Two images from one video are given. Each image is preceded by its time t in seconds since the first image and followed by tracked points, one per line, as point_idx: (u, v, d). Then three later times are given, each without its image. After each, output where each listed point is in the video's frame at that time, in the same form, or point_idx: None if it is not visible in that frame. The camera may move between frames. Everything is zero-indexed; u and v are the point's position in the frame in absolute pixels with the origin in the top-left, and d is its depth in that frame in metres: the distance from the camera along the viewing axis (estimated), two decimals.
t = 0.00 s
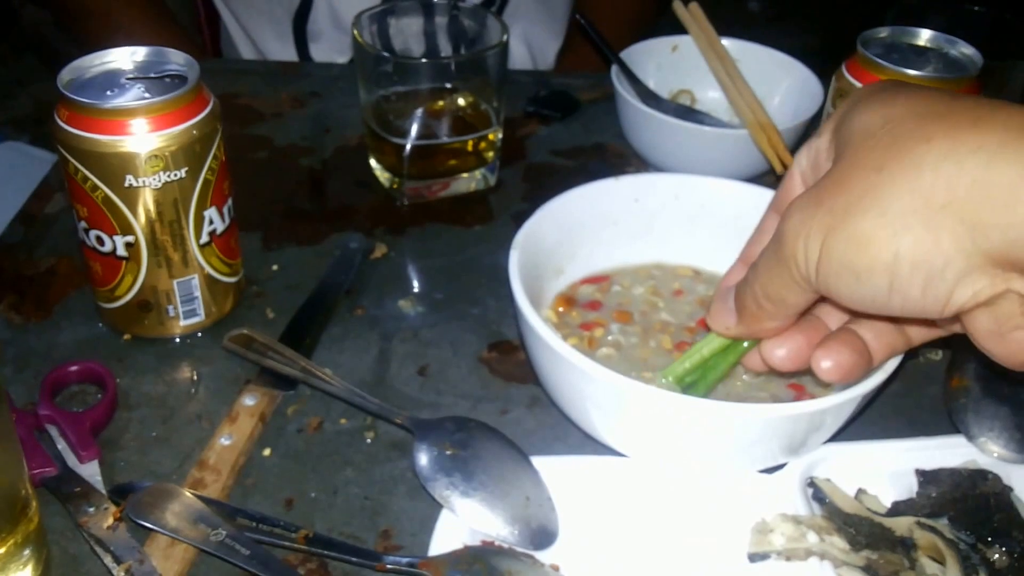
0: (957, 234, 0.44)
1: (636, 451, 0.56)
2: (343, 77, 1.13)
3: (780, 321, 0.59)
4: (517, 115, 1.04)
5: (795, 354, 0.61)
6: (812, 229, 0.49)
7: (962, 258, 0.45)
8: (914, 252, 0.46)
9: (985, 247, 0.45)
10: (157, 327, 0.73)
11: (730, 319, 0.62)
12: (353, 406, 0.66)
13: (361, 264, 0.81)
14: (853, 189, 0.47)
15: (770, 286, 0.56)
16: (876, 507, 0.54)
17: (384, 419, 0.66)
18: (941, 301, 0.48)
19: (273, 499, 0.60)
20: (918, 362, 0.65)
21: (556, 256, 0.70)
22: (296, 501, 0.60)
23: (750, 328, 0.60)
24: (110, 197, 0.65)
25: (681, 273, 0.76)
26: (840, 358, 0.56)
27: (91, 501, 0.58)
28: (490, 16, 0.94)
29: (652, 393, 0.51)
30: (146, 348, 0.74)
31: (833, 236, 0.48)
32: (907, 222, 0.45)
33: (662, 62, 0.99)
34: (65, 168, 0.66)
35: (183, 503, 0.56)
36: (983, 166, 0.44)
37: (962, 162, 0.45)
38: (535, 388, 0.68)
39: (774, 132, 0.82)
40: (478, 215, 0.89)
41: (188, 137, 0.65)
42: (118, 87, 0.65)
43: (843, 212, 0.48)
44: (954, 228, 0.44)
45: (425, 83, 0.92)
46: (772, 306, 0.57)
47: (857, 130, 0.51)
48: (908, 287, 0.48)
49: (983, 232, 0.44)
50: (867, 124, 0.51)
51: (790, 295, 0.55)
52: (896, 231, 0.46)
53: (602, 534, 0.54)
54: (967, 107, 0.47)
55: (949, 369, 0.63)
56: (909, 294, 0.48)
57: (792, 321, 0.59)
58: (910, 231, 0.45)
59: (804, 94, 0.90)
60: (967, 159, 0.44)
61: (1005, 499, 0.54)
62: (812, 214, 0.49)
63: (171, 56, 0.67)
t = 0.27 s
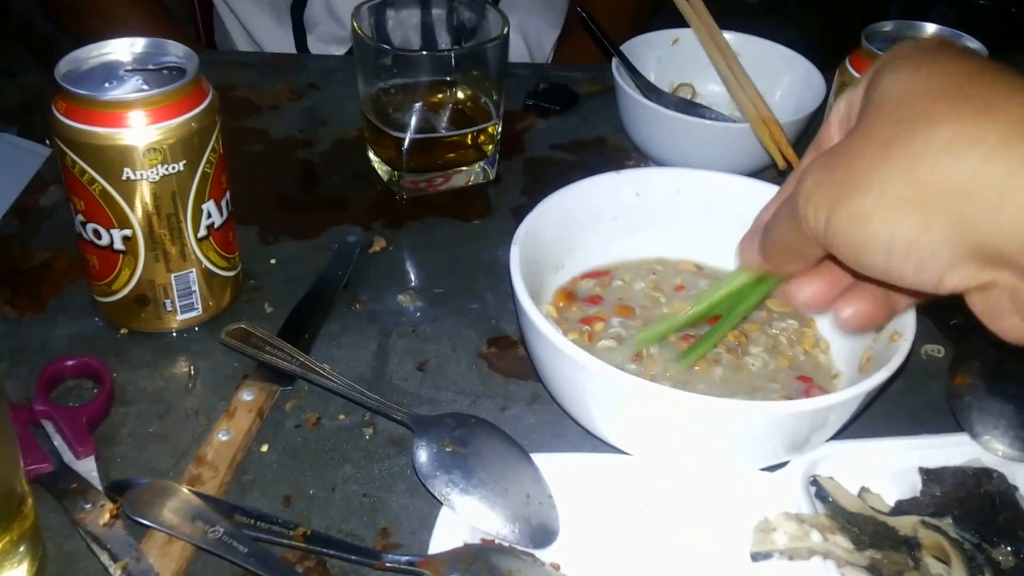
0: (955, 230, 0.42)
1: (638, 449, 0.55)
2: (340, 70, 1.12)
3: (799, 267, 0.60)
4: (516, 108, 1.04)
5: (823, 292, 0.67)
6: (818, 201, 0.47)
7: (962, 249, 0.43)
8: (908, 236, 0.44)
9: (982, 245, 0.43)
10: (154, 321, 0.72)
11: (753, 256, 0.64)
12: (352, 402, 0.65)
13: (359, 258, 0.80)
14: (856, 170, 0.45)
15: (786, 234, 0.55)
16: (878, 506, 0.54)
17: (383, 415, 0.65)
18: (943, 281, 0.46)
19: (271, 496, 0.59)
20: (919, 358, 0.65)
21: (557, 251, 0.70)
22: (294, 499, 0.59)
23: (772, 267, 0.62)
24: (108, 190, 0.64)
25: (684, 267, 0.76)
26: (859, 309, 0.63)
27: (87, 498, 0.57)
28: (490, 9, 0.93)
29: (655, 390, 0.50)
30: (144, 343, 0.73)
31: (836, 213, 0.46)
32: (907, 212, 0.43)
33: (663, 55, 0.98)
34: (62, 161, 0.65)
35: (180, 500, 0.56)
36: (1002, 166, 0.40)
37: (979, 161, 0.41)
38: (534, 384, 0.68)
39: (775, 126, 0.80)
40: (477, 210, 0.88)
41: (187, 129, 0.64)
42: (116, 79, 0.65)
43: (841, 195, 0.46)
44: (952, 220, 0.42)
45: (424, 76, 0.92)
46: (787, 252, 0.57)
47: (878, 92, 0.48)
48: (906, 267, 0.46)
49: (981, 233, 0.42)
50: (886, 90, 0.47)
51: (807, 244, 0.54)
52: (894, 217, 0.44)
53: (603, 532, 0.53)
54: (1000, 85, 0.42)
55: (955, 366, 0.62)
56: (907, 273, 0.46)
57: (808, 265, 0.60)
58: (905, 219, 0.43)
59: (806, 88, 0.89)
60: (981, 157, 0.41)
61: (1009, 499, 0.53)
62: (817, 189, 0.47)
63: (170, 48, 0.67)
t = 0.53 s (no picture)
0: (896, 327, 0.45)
1: (639, 446, 0.55)
2: (340, 63, 1.11)
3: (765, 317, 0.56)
4: (517, 102, 1.03)
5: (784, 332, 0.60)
6: (759, 295, 0.48)
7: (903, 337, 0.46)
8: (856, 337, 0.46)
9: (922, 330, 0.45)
10: (152, 316, 0.72)
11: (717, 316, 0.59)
12: (351, 397, 0.65)
13: (359, 253, 0.80)
14: (790, 280, 0.46)
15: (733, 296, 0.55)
16: (881, 503, 0.53)
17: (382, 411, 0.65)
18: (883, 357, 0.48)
19: (268, 492, 0.59)
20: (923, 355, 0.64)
21: (557, 246, 0.69)
22: (292, 495, 0.59)
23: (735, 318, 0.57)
24: (104, 183, 0.64)
25: (689, 265, 0.75)
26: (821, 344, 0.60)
27: (83, 494, 0.57)
28: (490, 3, 0.91)
29: (654, 386, 0.50)
30: (141, 338, 0.73)
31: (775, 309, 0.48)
32: (846, 312, 0.45)
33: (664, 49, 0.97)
34: (57, 153, 0.65)
35: (177, 496, 0.55)
36: (931, 279, 0.42)
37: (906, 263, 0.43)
38: (535, 380, 0.67)
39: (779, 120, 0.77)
40: (477, 204, 0.88)
41: (183, 122, 0.64)
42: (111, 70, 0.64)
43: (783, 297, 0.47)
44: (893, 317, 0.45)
45: (424, 70, 0.91)
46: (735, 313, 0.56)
47: (794, 180, 0.47)
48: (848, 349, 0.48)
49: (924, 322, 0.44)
50: (803, 179, 0.46)
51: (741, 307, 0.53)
52: (837, 316, 0.46)
53: (604, 529, 0.53)
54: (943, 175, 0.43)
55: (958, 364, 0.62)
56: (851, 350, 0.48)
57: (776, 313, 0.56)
58: (846, 320, 0.45)
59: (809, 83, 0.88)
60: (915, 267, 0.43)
61: (1013, 497, 0.53)
62: (756, 286, 0.48)
63: (166, 39, 0.66)
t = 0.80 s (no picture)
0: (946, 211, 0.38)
1: (641, 443, 0.54)
2: (339, 58, 1.11)
3: (756, 308, 0.53)
4: (518, 98, 1.02)
5: (776, 347, 0.57)
6: (778, 219, 0.44)
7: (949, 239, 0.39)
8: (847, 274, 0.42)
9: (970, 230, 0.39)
10: (149, 311, 0.71)
11: (708, 309, 0.58)
12: (349, 394, 0.65)
13: (358, 248, 0.79)
14: (830, 181, 0.41)
15: (740, 267, 0.50)
16: (883, 502, 0.53)
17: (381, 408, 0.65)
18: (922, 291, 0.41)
19: (265, 489, 0.59)
20: (926, 352, 0.64)
21: (558, 241, 0.69)
22: (290, 492, 0.58)
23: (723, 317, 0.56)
24: (99, 175, 0.63)
25: (692, 262, 0.75)
26: (818, 357, 0.54)
27: (78, 490, 0.56)
28: None
29: (654, 382, 0.50)
30: (138, 333, 0.72)
31: (803, 230, 0.43)
32: (874, 210, 0.40)
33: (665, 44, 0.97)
34: (53, 145, 0.64)
35: (173, 493, 0.55)
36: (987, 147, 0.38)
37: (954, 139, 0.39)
38: (535, 376, 0.67)
39: (779, 113, 0.77)
40: (477, 200, 0.87)
41: (180, 113, 0.63)
42: (108, 61, 0.64)
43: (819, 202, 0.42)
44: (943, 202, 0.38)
45: (425, 64, 0.91)
46: (743, 285, 0.51)
47: (832, 121, 0.45)
48: (880, 283, 0.42)
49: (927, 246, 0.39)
50: (845, 111, 0.45)
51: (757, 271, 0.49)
52: (880, 211, 0.40)
53: (604, 527, 0.53)
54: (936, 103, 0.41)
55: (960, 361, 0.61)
56: (886, 279, 0.41)
57: (771, 306, 0.52)
58: (891, 211, 0.39)
59: (811, 78, 0.87)
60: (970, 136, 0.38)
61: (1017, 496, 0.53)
62: (785, 201, 0.43)
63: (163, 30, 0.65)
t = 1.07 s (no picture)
0: (1005, 141, 0.43)
1: (641, 441, 0.54)
2: (338, 51, 1.10)
3: (781, 256, 0.58)
4: (518, 92, 1.02)
5: (790, 306, 0.57)
6: (833, 149, 0.49)
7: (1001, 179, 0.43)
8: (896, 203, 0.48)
9: None
10: (146, 306, 0.71)
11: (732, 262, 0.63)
12: (347, 389, 0.64)
13: (356, 243, 0.79)
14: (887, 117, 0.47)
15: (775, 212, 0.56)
16: (884, 500, 0.52)
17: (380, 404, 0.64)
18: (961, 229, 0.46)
19: (262, 486, 0.58)
20: (927, 349, 0.64)
21: (558, 236, 0.68)
22: (287, 489, 0.58)
23: (748, 266, 0.60)
24: (95, 168, 0.63)
25: (695, 258, 0.74)
26: (826, 318, 0.53)
27: (73, 487, 0.56)
28: None
29: (655, 379, 0.49)
30: (135, 327, 0.72)
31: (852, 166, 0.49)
32: (928, 141, 0.45)
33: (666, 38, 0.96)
34: (49, 138, 0.63)
35: (169, 489, 0.55)
36: None
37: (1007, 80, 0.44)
38: (534, 372, 0.66)
39: (782, 109, 0.78)
40: (476, 195, 0.86)
41: (177, 106, 0.63)
42: (104, 53, 0.63)
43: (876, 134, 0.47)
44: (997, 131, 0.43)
45: (425, 58, 0.91)
46: (773, 229, 0.56)
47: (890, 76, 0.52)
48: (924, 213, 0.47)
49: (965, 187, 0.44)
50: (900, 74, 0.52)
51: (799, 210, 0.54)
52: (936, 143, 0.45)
53: (603, 525, 0.52)
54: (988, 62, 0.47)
55: (961, 358, 0.61)
56: (932, 209, 0.46)
57: (794, 258, 0.58)
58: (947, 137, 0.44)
59: (813, 73, 0.87)
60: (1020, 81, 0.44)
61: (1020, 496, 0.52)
62: (841, 135, 0.49)
63: (160, 22, 0.65)
